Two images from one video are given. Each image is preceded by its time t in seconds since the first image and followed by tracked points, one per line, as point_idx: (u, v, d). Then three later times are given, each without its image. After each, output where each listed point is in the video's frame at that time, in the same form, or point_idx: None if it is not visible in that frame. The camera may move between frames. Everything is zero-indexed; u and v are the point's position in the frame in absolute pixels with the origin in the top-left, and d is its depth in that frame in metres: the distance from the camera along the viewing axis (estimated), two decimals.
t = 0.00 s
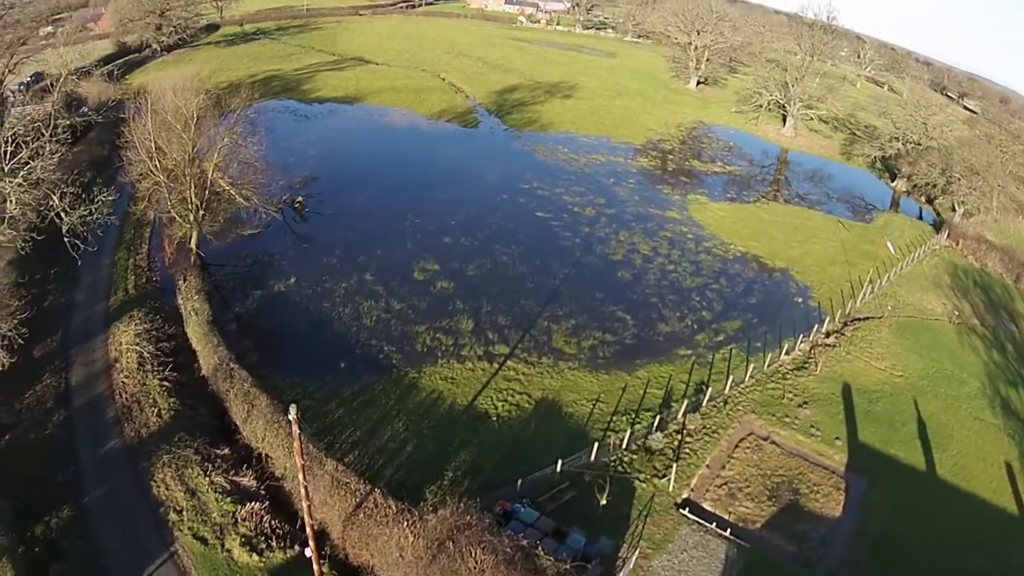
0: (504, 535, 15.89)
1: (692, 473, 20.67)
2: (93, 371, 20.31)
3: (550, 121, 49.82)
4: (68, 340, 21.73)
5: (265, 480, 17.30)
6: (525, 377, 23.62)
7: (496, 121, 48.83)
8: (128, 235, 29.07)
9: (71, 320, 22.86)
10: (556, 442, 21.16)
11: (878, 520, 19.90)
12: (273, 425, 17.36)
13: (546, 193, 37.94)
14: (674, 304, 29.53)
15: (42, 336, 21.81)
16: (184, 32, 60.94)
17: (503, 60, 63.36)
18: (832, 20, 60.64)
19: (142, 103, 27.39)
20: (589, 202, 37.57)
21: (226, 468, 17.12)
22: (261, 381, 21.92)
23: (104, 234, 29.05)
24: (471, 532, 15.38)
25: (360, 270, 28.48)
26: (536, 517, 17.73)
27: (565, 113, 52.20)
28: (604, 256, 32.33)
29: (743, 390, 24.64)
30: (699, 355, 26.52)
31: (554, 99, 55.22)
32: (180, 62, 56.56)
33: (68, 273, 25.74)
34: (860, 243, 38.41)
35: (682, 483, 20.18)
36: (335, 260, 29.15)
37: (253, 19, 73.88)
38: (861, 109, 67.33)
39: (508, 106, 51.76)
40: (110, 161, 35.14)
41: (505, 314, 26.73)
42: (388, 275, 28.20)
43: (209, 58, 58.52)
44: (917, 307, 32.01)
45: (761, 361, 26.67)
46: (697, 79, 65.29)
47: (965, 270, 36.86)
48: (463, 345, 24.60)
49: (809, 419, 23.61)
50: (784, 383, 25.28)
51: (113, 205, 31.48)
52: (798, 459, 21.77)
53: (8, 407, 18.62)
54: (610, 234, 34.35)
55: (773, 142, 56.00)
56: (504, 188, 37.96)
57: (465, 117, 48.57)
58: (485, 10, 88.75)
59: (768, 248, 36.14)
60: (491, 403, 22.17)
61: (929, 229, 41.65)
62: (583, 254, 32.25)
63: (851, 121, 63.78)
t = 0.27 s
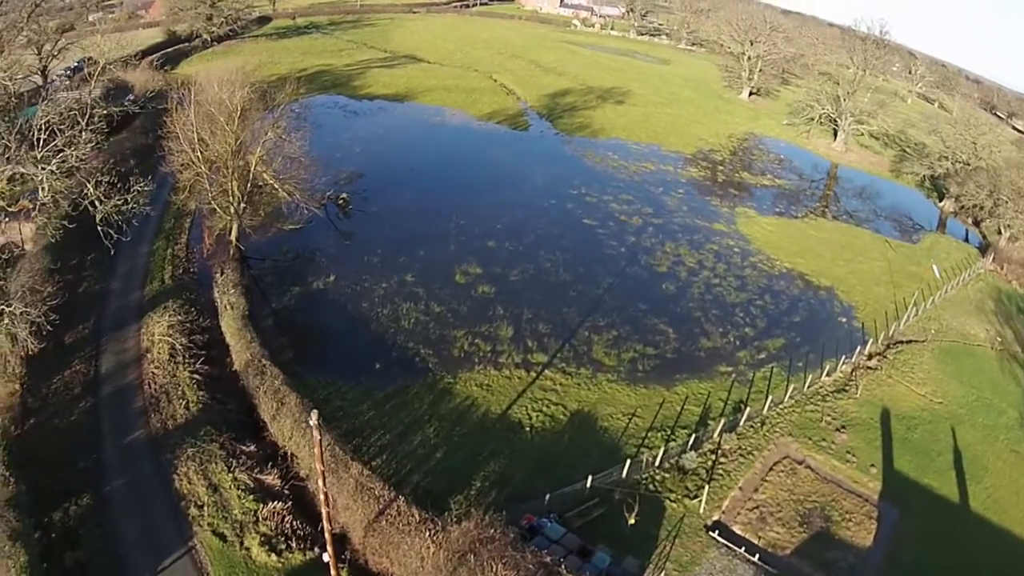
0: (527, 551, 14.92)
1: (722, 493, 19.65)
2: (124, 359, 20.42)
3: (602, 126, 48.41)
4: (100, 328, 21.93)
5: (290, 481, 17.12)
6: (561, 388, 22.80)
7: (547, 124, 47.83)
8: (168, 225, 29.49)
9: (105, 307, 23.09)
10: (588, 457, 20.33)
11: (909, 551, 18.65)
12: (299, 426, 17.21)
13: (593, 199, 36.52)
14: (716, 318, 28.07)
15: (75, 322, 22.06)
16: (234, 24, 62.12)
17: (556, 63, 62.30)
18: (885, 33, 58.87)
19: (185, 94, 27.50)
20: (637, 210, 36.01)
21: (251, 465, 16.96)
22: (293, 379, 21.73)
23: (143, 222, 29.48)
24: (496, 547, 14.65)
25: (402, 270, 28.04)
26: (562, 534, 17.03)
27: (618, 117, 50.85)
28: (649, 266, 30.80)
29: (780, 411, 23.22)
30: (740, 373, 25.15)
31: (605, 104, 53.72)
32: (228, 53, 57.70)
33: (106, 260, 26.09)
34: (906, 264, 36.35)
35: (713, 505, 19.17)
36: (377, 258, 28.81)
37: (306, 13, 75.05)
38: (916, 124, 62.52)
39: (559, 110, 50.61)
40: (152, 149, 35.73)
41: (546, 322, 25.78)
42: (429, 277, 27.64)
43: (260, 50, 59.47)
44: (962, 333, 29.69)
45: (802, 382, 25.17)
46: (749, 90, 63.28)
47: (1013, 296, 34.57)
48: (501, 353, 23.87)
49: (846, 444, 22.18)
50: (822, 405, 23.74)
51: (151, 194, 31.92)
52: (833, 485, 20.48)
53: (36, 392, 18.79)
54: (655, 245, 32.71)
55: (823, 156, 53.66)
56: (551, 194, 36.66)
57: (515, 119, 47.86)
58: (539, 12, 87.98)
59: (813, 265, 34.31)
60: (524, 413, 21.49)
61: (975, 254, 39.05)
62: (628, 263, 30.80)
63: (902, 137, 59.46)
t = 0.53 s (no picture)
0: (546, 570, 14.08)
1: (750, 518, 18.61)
2: (154, 350, 20.55)
3: (653, 135, 47.29)
4: (131, 317, 22.14)
5: (315, 482, 16.92)
6: (596, 402, 22.18)
7: (597, 131, 47.11)
8: (208, 216, 29.80)
9: (139, 296, 23.32)
10: (621, 475, 19.57)
11: None
12: (325, 430, 17.05)
13: (640, 209, 35.56)
14: (758, 337, 26.73)
15: (107, 310, 22.31)
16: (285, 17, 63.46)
17: (610, 69, 60.94)
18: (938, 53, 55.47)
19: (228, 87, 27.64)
20: (684, 222, 34.89)
21: (274, 465, 16.72)
22: (326, 379, 21.59)
23: (182, 213, 29.83)
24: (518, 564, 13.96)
25: (442, 273, 27.71)
26: (586, 554, 16.26)
27: (671, 126, 49.56)
28: (693, 281, 29.72)
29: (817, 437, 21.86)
30: (778, 396, 23.89)
31: (657, 113, 52.05)
32: (278, 46, 58.84)
33: (143, 249, 26.45)
34: (949, 288, 33.58)
35: (742, 530, 18.17)
36: (418, 260, 28.56)
37: (358, 9, 76.22)
38: (966, 144, 56.98)
39: (610, 117, 49.60)
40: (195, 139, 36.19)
41: (586, 333, 25.14)
42: (470, 281, 27.26)
43: (312, 44, 60.33)
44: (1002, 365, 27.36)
45: (837, 409, 23.66)
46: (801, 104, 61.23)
47: None
48: (540, 363, 23.35)
49: (880, 472, 20.74)
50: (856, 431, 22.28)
51: (188, 186, 32.29)
52: (864, 517, 19.15)
53: (63, 376, 18.99)
54: (701, 259, 31.56)
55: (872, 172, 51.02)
56: (597, 203, 35.90)
57: (565, 125, 47.24)
58: (593, 18, 87.02)
59: (855, 285, 32.28)
60: (558, 426, 20.92)
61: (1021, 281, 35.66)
62: (673, 276, 29.79)
63: (952, 158, 54.58)
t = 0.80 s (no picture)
0: None
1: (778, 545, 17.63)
2: (184, 343, 20.63)
3: (701, 145, 46.16)
4: (163, 307, 22.27)
5: (338, 486, 16.72)
6: (631, 417, 21.53)
7: (646, 139, 46.23)
8: (248, 209, 29.96)
9: (173, 287, 23.48)
10: (651, 495, 18.84)
11: None
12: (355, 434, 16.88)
13: (685, 220, 34.67)
14: (798, 357, 25.64)
15: (139, 300, 22.52)
16: (335, 11, 64.80)
17: (661, 77, 59.72)
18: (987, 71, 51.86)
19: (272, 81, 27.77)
20: (728, 235, 33.89)
21: (298, 465, 16.59)
22: (357, 380, 21.39)
23: (219, 205, 30.01)
24: None
25: (482, 277, 27.36)
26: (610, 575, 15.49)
27: (721, 137, 48.29)
28: (735, 296, 28.76)
29: (853, 463, 20.73)
30: (815, 418, 22.87)
31: (707, 123, 50.64)
32: (326, 40, 59.86)
33: (179, 240, 26.66)
34: (994, 314, 31.91)
35: (770, 557, 17.22)
36: (458, 263, 28.26)
37: (410, 7, 77.11)
38: (1012, 164, 52.87)
39: (659, 126, 48.59)
40: (237, 130, 36.53)
41: (625, 346, 24.49)
42: (510, 287, 26.83)
43: (361, 40, 61.07)
44: None
45: (873, 435, 22.49)
46: (851, 118, 59.28)
47: None
48: (576, 375, 22.80)
49: (914, 502, 19.50)
50: (891, 458, 21.08)
51: (225, 179, 32.53)
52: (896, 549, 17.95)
53: (90, 364, 19.07)
54: (745, 274, 30.55)
55: (917, 192, 48.11)
56: (642, 212, 35.12)
57: (614, 131, 46.52)
58: (645, 24, 85.95)
59: (899, 305, 30.83)
60: (590, 440, 20.33)
61: None
62: (715, 290, 28.87)
63: (998, 179, 50.30)
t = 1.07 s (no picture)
0: None
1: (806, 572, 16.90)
2: (214, 338, 20.73)
3: (747, 156, 45.13)
4: (194, 302, 22.45)
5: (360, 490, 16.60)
6: (665, 432, 20.99)
7: (693, 147, 45.33)
8: (285, 206, 30.10)
9: (206, 281, 23.68)
10: (681, 514, 18.25)
11: None
12: (382, 440, 16.77)
13: (728, 231, 33.83)
14: (836, 376, 24.71)
15: (171, 293, 22.71)
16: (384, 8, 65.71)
17: (709, 84, 58.54)
18: None
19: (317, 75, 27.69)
20: (771, 248, 32.96)
21: (322, 468, 16.51)
22: (388, 383, 21.23)
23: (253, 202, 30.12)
24: None
25: (520, 283, 27.03)
26: None
27: (767, 148, 47.10)
28: (776, 311, 27.89)
29: (887, 488, 19.86)
30: (850, 440, 22.02)
31: (754, 133, 49.57)
32: (372, 36, 60.67)
33: (214, 235, 26.80)
34: None
35: None
36: (497, 267, 28.00)
37: (458, 6, 77.71)
38: None
39: (705, 134, 47.65)
40: (277, 126, 36.68)
41: (662, 358, 23.92)
42: (547, 294, 26.47)
43: (409, 38, 61.66)
44: None
45: (908, 460, 21.53)
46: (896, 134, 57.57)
47: None
48: (610, 386, 22.36)
49: (944, 532, 18.61)
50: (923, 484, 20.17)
51: (262, 177, 32.63)
52: None
53: (118, 355, 19.14)
54: (786, 288, 29.71)
55: (961, 211, 46.26)
56: (685, 221, 34.39)
57: (659, 138, 45.78)
58: (692, 31, 84.81)
59: (939, 327, 29.57)
60: (621, 454, 19.85)
61: None
62: (755, 304, 28.05)
63: None
